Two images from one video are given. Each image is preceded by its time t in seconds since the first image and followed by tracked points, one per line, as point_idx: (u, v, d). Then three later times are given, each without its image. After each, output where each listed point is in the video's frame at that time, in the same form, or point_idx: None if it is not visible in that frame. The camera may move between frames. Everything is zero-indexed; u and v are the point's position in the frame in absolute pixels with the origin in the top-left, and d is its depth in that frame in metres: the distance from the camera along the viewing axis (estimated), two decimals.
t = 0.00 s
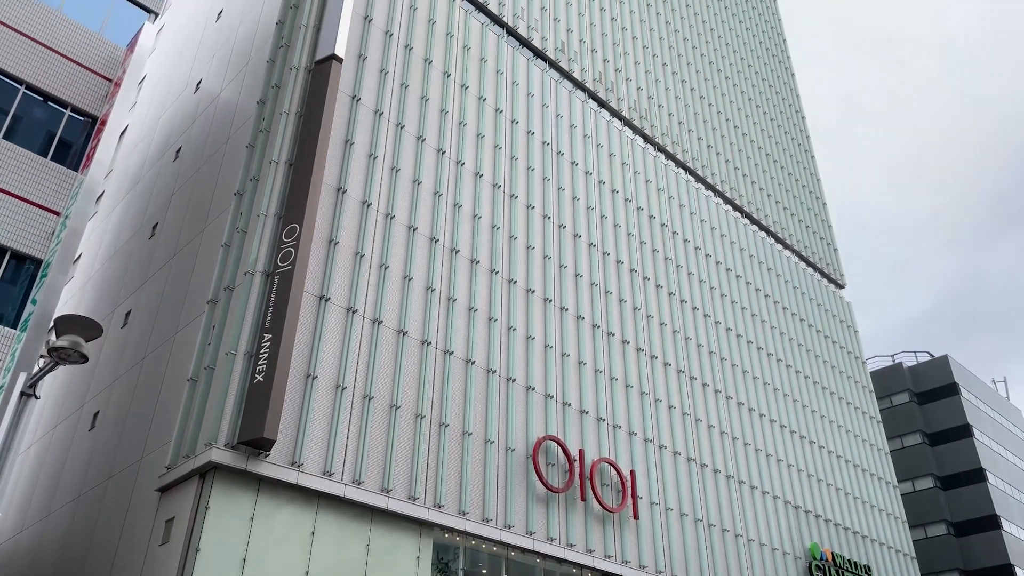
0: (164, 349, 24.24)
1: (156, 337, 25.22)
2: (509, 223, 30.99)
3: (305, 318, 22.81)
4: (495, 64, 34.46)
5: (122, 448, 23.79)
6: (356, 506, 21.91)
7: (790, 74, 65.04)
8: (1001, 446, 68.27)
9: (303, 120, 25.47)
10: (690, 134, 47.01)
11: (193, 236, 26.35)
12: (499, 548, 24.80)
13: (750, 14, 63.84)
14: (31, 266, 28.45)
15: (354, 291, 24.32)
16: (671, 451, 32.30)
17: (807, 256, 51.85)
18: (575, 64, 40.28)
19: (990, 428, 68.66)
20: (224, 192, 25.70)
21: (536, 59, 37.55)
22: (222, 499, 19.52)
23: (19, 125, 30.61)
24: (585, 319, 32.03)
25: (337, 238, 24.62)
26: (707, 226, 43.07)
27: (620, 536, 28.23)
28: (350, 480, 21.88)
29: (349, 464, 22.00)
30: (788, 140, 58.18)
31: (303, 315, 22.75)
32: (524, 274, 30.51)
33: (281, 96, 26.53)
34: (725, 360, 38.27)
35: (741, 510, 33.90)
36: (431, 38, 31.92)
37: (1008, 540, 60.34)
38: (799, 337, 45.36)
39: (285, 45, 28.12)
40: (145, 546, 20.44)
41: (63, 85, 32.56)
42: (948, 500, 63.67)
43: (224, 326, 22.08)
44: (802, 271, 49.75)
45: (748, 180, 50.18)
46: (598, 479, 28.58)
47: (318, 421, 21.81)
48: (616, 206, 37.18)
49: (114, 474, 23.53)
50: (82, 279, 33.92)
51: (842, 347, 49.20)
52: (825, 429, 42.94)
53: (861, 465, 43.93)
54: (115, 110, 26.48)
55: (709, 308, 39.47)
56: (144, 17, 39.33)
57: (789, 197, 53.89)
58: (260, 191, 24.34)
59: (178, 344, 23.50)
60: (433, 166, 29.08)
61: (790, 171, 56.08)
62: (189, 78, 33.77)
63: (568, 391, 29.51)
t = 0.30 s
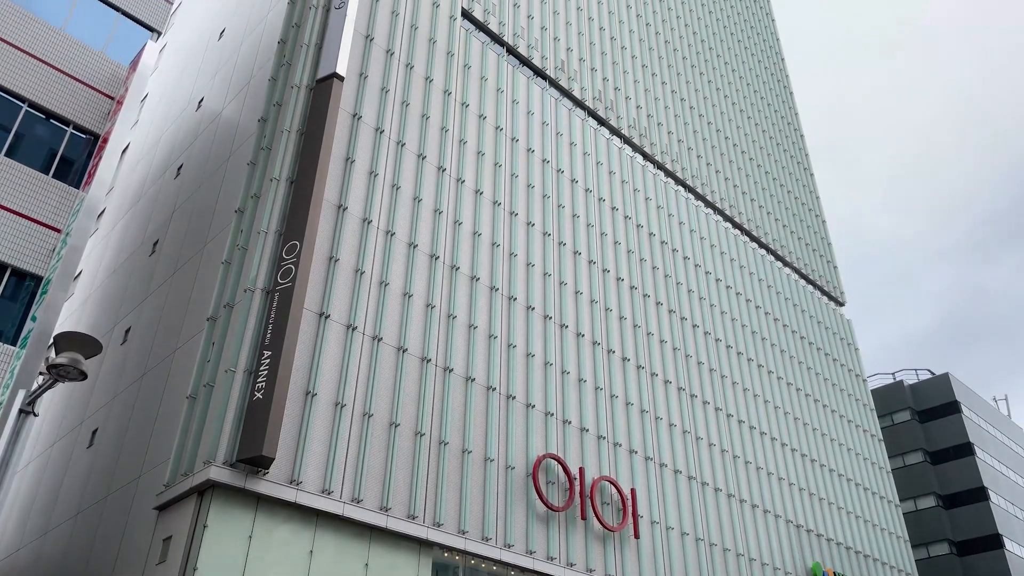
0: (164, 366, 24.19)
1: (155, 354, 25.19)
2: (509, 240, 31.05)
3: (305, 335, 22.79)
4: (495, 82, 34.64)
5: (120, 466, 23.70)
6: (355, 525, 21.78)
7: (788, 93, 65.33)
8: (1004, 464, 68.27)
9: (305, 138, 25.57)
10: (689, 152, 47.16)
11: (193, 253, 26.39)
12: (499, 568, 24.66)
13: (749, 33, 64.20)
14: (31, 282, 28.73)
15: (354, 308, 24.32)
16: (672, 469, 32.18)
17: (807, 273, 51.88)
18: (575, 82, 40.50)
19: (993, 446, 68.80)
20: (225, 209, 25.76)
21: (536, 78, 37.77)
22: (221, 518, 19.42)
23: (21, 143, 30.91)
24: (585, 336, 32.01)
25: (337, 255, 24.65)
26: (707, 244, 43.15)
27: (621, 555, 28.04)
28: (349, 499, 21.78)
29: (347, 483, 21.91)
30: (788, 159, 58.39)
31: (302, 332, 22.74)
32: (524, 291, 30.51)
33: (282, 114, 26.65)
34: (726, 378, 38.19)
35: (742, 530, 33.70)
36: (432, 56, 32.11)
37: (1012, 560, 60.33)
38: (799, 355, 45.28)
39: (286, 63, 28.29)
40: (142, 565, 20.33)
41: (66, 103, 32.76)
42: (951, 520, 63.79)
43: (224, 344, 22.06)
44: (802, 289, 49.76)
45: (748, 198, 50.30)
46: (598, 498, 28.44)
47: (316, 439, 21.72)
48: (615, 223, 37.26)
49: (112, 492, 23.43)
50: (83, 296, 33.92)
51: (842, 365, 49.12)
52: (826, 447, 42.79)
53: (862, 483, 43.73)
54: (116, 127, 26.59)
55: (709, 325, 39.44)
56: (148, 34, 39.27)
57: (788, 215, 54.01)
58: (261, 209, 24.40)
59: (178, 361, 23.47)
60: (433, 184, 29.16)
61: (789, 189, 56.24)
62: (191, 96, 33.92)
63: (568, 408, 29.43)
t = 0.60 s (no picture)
0: (163, 384, 24.12)
1: (154, 372, 25.13)
2: (509, 257, 31.08)
3: (304, 353, 22.75)
4: (495, 100, 34.81)
5: (117, 485, 23.58)
6: (353, 543, 21.65)
7: (787, 111, 65.59)
8: (1003, 482, 70.38)
9: (305, 155, 25.65)
10: (688, 169, 47.29)
11: (193, 271, 26.40)
12: None
13: (747, 52, 64.51)
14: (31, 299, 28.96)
15: (355, 326, 24.31)
16: (672, 487, 32.04)
17: (807, 290, 51.88)
18: (575, 100, 40.70)
19: (994, 464, 70.87)
20: (225, 227, 25.79)
21: (536, 96, 37.97)
22: (219, 536, 19.31)
23: (23, 160, 31.15)
24: (585, 353, 31.96)
25: (337, 272, 24.67)
26: (707, 261, 43.19)
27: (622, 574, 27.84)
28: (348, 517, 21.66)
29: (347, 501, 21.80)
30: (787, 176, 58.56)
31: (302, 349, 22.71)
32: (524, 308, 30.50)
33: (283, 132, 26.75)
34: (726, 396, 38.11)
35: (744, 548, 33.50)
36: (433, 75, 32.30)
37: None
38: (799, 372, 45.16)
39: (288, 81, 28.43)
40: None
41: (68, 121, 32.94)
42: (953, 537, 65.81)
43: (223, 361, 22.01)
44: (802, 306, 49.74)
45: (747, 215, 50.40)
46: (599, 516, 28.29)
47: (315, 457, 21.63)
48: (615, 240, 37.32)
49: (109, 511, 23.31)
50: (82, 313, 33.91)
51: (842, 382, 48.99)
52: (827, 465, 42.61)
53: (864, 501, 43.51)
54: (117, 144, 26.67)
55: (709, 342, 39.41)
56: (150, 53, 39.63)
57: (788, 232, 54.10)
58: (261, 226, 24.42)
59: (176, 379, 23.41)
60: (433, 201, 29.22)
61: (789, 206, 56.38)
62: (193, 113, 34.08)
63: (568, 426, 29.33)
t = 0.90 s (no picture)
0: (161, 402, 24.06)
1: (153, 390, 25.07)
2: (509, 274, 31.10)
3: (304, 370, 22.71)
4: (495, 118, 34.96)
5: (115, 503, 23.46)
6: (352, 562, 21.51)
7: (786, 129, 65.82)
8: (1005, 500, 70.30)
9: (306, 173, 25.73)
10: (687, 186, 47.40)
11: (193, 288, 26.39)
12: None
13: (745, 71, 64.83)
14: (31, 317, 28.97)
15: (355, 343, 24.28)
16: (673, 506, 31.88)
17: (807, 307, 51.85)
18: (574, 118, 40.88)
19: (996, 481, 70.83)
20: (225, 244, 25.81)
21: (536, 114, 38.14)
22: (217, 555, 19.18)
23: (24, 177, 31.20)
24: (585, 370, 31.90)
25: (337, 289, 24.67)
26: (707, 278, 43.19)
27: None
28: (347, 536, 21.53)
29: (345, 520, 21.69)
30: (786, 194, 58.70)
31: (302, 367, 22.67)
32: (523, 325, 30.49)
33: (284, 149, 26.85)
34: (727, 413, 38.02)
35: (746, 568, 33.29)
36: (433, 93, 32.47)
37: None
38: (799, 389, 45.03)
39: (289, 99, 28.56)
40: None
41: (70, 139, 33.08)
42: (956, 556, 65.57)
43: (222, 378, 21.96)
44: (802, 323, 49.70)
45: (747, 233, 50.46)
46: (600, 535, 28.13)
47: (314, 475, 21.53)
48: (615, 257, 37.37)
49: (106, 529, 23.18)
50: (81, 331, 33.85)
51: (843, 399, 48.86)
52: (828, 483, 42.41)
53: (866, 520, 43.27)
54: (118, 163, 26.81)
55: (710, 359, 39.32)
56: (152, 71, 39.77)
57: (788, 250, 54.16)
58: (262, 244, 24.44)
59: (175, 397, 23.35)
60: (433, 218, 29.28)
61: (788, 224, 56.47)
62: (194, 131, 34.25)
63: (568, 443, 29.23)
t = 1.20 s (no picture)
0: (160, 419, 24.02)
1: (151, 407, 25.03)
2: (508, 291, 31.09)
3: (303, 387, 22.66)
4: (495, 136, 35.09)
5: (112, 521, 23.35)
6: None
7: (784, 147, 66.06)
8: (1008, 519, 69.99)
9: (306, 191, 25.81)
10: (686, 204, 47.49)
11: (193, 305, 26.43)
12: None
13: (744, 89, 65.15)
14: (30, 333, 29.06)
15: (354, 360, 24.25)
16: (674, 525, 31.69)
17: (807, 325, 51.82)
18: (574, 137, 41.03)
19: (998, 500, 70.53)
20: (225, 261, 25.85)
21: (536, 132, 38.29)
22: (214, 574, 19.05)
23: (26, 195, 31.38)
24: (585, 388, 31.81)
25: (337, 307, 24.66)
26: (706, 295, 43.17)
27: None
28: (345, 555, 21.39)
29: (344, 538, 21.56)
30: (786, 212, 58.83)
31: (301, 384, 22.63)
32: (523, 342, 30.45)
33: (285, 167, 26.92)
34: (728, 431, 37.90)
35: None
36: (433, 111, 32.60)
37: None
38: (800, 407, 44.89)
39: (290, 117, 28.67)
40: None
41: (72, 156, 33.21)
42: None
43: (221, 396, 21.92)
44: (801, 340, 49.64)
45: (747, 250, 50.52)
46: (600, 554, 27.92)
47: (313, 493, 21.42)
48: (615, 274, 37.40)
49: (103, 548, 23.05)
50: (81, 348, 33.82)
51: (843, 417, 48.72)
52: (830, 501, 42.20)
53: (867, 539, 43.00)
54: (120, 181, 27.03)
55: (710, 377, 39.23)
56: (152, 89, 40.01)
57: (787, 267, 54.20)
58: (262, 260, 24.46)
59: (174, 414, 23.31)
60: (433, 235, 29.32)
61: (788, 241, 56.54)
62: (195, 149, 34.38)
63: (568, 462, 29.10)
